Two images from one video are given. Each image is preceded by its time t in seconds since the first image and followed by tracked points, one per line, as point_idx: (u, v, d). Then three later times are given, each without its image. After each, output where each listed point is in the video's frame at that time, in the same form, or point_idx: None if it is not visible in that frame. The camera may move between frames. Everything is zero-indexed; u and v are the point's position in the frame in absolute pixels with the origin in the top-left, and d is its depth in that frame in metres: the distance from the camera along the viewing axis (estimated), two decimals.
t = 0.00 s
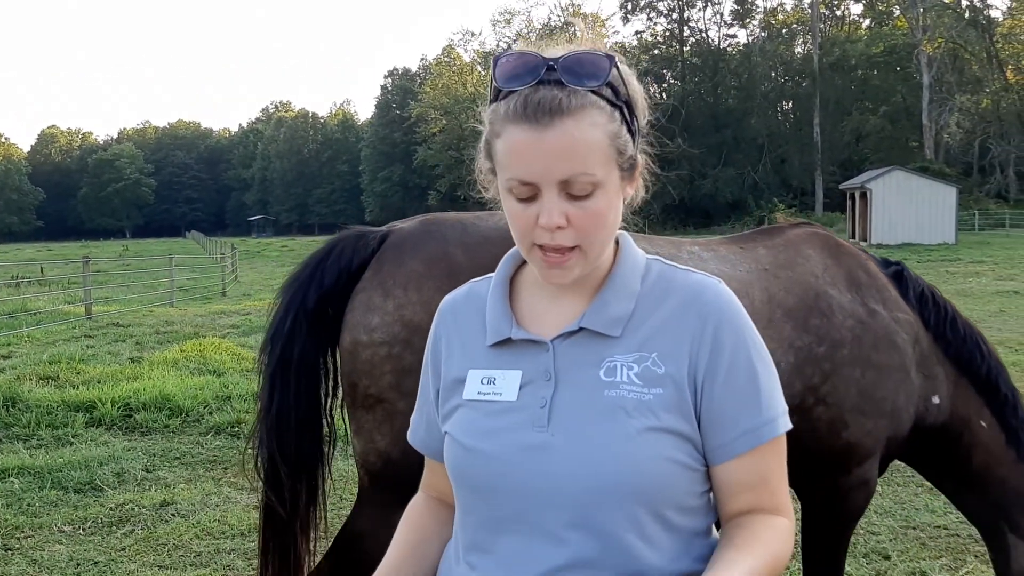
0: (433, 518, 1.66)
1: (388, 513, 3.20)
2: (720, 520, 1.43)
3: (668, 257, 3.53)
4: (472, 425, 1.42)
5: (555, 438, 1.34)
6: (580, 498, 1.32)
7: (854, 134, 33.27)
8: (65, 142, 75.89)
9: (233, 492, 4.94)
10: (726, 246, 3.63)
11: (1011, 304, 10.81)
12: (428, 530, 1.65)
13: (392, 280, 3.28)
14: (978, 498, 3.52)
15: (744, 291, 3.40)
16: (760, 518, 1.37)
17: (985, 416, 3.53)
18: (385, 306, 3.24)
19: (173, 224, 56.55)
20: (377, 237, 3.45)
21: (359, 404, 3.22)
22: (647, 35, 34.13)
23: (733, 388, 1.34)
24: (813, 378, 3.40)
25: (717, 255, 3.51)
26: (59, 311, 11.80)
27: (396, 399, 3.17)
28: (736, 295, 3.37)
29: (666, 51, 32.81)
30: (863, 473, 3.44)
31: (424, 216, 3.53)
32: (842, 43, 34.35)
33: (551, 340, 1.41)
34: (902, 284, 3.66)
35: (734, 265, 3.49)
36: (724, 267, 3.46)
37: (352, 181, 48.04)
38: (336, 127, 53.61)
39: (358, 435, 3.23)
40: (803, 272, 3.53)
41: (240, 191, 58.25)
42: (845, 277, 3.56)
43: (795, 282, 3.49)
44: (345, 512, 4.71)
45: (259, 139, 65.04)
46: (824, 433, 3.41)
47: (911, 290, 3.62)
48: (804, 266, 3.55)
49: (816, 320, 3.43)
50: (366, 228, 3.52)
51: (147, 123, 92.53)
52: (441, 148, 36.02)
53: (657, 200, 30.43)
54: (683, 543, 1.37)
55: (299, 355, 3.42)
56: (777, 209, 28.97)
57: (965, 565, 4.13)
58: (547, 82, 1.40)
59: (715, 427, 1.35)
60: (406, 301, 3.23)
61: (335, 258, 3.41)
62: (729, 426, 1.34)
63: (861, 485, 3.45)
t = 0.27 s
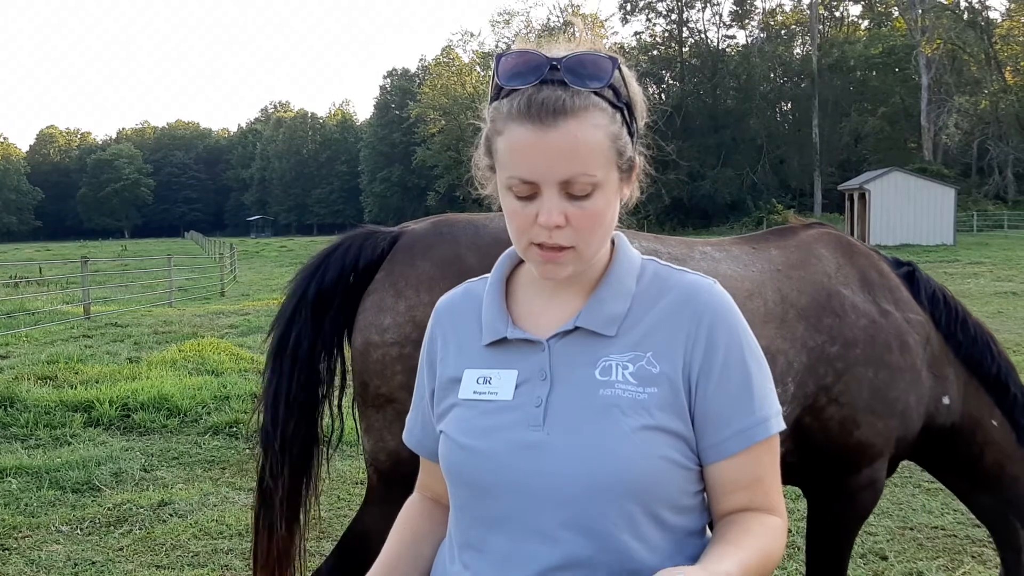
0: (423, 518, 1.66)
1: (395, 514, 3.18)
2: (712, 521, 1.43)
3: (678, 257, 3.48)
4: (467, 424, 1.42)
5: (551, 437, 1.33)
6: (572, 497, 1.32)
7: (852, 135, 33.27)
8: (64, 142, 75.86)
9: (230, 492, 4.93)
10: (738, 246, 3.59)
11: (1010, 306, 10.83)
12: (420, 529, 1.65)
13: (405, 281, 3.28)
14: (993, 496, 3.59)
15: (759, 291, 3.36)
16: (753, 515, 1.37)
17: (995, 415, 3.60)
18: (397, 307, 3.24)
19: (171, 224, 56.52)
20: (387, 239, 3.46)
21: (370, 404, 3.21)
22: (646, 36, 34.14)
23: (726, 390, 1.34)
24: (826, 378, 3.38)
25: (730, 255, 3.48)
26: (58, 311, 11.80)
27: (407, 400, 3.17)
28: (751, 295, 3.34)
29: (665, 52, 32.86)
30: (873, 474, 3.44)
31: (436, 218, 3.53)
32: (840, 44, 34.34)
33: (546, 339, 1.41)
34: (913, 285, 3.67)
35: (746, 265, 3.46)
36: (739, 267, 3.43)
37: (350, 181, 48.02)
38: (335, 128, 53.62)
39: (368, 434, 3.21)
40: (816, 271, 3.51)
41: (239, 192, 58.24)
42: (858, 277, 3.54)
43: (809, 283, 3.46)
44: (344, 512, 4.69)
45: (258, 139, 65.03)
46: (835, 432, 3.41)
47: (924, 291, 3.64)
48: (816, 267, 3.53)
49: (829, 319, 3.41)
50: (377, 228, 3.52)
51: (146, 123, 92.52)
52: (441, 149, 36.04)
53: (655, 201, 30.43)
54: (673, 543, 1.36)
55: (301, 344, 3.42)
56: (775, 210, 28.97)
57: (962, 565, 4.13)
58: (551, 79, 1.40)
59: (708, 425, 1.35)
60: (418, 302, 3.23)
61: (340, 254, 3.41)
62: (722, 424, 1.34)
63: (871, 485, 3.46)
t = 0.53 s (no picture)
0: (411, 514, 1.64)
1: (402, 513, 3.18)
2: (708, 520, 1.42)
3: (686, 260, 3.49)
4: (462, 423, 1.41)
5: (549, 435, 1.32)
6: (568, 495, 1.31)
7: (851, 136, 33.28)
8: (62, 143, 75.81)
9: (228, 493, 4.92)
10: (745, 250, 3.59)
11: (1009, 307, 10.82)
12: (410, 528, 1.64)
13: (411, 279, 3.26)
14: (996, 496, 3.56)
15: (768, 294, 3.35)
16: (749, 514, 1.36)
17: (998, 415, 3.59)
18: (402, 304, 3.23)
19: (170, 224, 56.49)
20: (394, 237, 3.46)
21: (379, 402, 3.22)
22: (645, 37, 34.15)
23: (722, 389, 1.33)
24: (838, 379, 3.37)
25: (736, 259, 3.48)
26: (57, 311, 11.79)
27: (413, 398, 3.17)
28: (760, 297, 3.32)
29: (663, 53, 32.88)
30: (877, 474, 3.44)
31: (445, 217, 3.51)
32: (839, 45, 34.34)
33: (543, 337, 1.40)
34: (918, 288, 3.67)
35: (753, 267, 3.45)
36: (746, 270, 3.42)
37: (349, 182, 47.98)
38: (334, 128, 53.58)
39: (378, 432, 3.22)
40: (824, 274, 3.50)
41: (237, 192, 58.24)
42: (865, 278, 3.53)
43: (818, 285, 3.45)
44: (344, 512, 4.68)
45: (257, 139, 65.00)
46: (841, 433, 3.41)
47: (928, 294, 3.64)
48: (824, 269, 3.52)
49: (839, 320, 3.40)
50: (387, 227, 3.53)
51: (146, 124, 92.54)
52: (439, 149, 36.04)
53: (654, 202, 30.43)
54: (669, 541, 1.35)
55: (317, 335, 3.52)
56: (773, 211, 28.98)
57: (959, 566, 4.13)
58: (555, 76, 1.40)
59: (704, 426, 1.34)
60: (423, 301, 3.21)
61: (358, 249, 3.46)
62: (719, 422, 1.33)
63: (876, 486, 3.46)
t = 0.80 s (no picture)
0: (402, 512, 1.62)
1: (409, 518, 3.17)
2: (701, 521, 1.42)
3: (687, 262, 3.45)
4: (458, 424, 1.40)
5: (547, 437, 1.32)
6: (567, 500, 1.30)
7: (848, 137, 33.35)
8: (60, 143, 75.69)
9: (225, 494, 4.91)
10: (746, 249, 3.56)
11: (1006, 308, 10.82)
12: (401, 527, 1.62)
13: (414, 287, 3.22)
14: (994, 493, 3.55)
15: (770, 295, 3.33)
16: (743, 516, 1.36)
17: (997, 412, 3.59)
18: (406, 312, 3.19)
19: (167, 225, 56.45)
20: (398, 244, 3.42)
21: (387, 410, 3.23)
22: (643, 38, 34.21)
23: (720, 392, 1.33)
24: (839, 379, 3.37)
25: (738, 259, 3.45)
26: (54, 311, 11.76)
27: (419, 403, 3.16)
28: (762, 298, 3.30)
29: (661, 54, 32.92)
30: (875, 473, 3.46)
31: (447, 222, 3.46)
32: (836, 47, 34.40)
33: (541, 340, 1.39)
34: (919, 287, 3.66)
35: (755, 268, 3.42)
36: (748, 271, 3.39)
37: (347, 183, 47.99)
38: (332, 129, 53.54)
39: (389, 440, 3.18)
40: (826, 274, 3.48)
41: (235, 193, 58.18)
42: (867, 278, 3.52)
43: (819, 285, 3.43)
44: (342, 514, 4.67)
45: (255, 140, 64.95)
46: (842, 432, 3.40)
47: (929, 292, 3.62)
48: (827, 269, 3.50)
49: (840, 321, 3.39)
50: (390, 233, 3.47)
51: (143, 125, 92.49)
52: (438, 150, 36.02)
53: (652, 203, 30.45)
54: (664, 544, 1.35)
55: (317, 351, 3.42)
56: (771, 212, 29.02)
57: (957, 567, 4.13)
58: (557, 76, 1.39)
59: (699, 428, 1.34)
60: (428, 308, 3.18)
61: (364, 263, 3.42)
62: (715, 425, 1.33)
63: (874, 484, 3.47)
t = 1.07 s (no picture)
0: (395, 517, 1.62)
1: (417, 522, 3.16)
2: (696, 522, 1.43)
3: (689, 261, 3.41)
4: (453, 430, 1.39)
5: (547, 442, 1.31)
6: (567, 506, 1.30)
7: (845, 139, 33.34)
8: (56, 144, 75.49)
9: (222, 496, 4.89)
10: (748, 251, 3.54)
11: (1001, 309, 10.85)
12: (394, 533, 1.61)
13: (419, 288, 3.22)
14: (988, 490, 3.57)
15: (773, 296, 3.30)
16: (737, 518, 1.37)
17: (993, 410, 3.60)
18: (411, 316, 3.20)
19: (164, 226, 56.34)
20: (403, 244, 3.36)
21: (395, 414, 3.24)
22: (640, 40, 34.25)
23: (718, 397, 1.33)
24: (840, 381, 3.36)
25: (740, 260, 3.42)
26: (50, 313, 11.73)
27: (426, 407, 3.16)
28: (765, 300, 3.28)
29: (658, 55, 32.97)
30: (872, 473, 3.46)
31: (450, 224, 3.44)
32: (834, 48, 34.43)
33: (538, 344, 1.38)
34: (918, 287, 3.65)
35: (757, 270, 3.40)
36: (751, 272, 3.36)
37: (345, 184, 47.99)
38: (329, 130, 53.50)
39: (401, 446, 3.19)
40: (829, 275, 3.46)
41: (233, 194, 58.15)
42: (868, 280, 3.51)
43: (822, 287, 3.42)
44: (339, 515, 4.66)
45: (252, 141, 64.87)
46: (841, 433, 3.40)
47: (927, 293, 3.61)
48: (829, 270, 3.48)
49: (842, 322, 3.38)
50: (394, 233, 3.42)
51: (140, 126, 92.34)
52: (435, 151, 35.99)
53: (649, 204, 30.48)
54: (662, 545, 1.35)
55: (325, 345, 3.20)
56: (769, 214, 29.07)
57: (954, 569, 4.13)
58: (559, 80, 1.38)
59: (697, 431, 1.34)
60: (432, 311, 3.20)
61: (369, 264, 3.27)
62: (711, 428, 1.34)
63: (871, 483, 3.47)
